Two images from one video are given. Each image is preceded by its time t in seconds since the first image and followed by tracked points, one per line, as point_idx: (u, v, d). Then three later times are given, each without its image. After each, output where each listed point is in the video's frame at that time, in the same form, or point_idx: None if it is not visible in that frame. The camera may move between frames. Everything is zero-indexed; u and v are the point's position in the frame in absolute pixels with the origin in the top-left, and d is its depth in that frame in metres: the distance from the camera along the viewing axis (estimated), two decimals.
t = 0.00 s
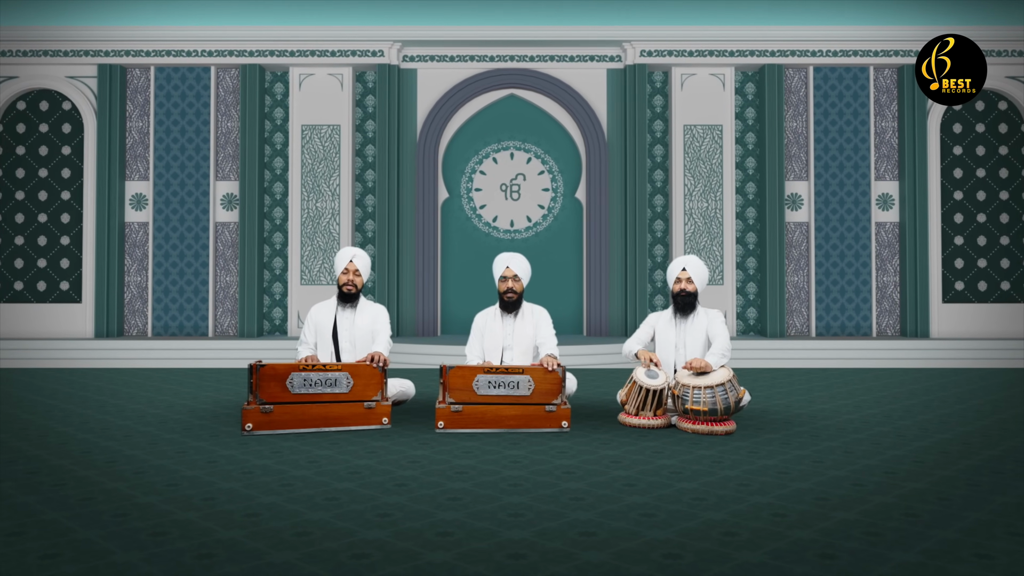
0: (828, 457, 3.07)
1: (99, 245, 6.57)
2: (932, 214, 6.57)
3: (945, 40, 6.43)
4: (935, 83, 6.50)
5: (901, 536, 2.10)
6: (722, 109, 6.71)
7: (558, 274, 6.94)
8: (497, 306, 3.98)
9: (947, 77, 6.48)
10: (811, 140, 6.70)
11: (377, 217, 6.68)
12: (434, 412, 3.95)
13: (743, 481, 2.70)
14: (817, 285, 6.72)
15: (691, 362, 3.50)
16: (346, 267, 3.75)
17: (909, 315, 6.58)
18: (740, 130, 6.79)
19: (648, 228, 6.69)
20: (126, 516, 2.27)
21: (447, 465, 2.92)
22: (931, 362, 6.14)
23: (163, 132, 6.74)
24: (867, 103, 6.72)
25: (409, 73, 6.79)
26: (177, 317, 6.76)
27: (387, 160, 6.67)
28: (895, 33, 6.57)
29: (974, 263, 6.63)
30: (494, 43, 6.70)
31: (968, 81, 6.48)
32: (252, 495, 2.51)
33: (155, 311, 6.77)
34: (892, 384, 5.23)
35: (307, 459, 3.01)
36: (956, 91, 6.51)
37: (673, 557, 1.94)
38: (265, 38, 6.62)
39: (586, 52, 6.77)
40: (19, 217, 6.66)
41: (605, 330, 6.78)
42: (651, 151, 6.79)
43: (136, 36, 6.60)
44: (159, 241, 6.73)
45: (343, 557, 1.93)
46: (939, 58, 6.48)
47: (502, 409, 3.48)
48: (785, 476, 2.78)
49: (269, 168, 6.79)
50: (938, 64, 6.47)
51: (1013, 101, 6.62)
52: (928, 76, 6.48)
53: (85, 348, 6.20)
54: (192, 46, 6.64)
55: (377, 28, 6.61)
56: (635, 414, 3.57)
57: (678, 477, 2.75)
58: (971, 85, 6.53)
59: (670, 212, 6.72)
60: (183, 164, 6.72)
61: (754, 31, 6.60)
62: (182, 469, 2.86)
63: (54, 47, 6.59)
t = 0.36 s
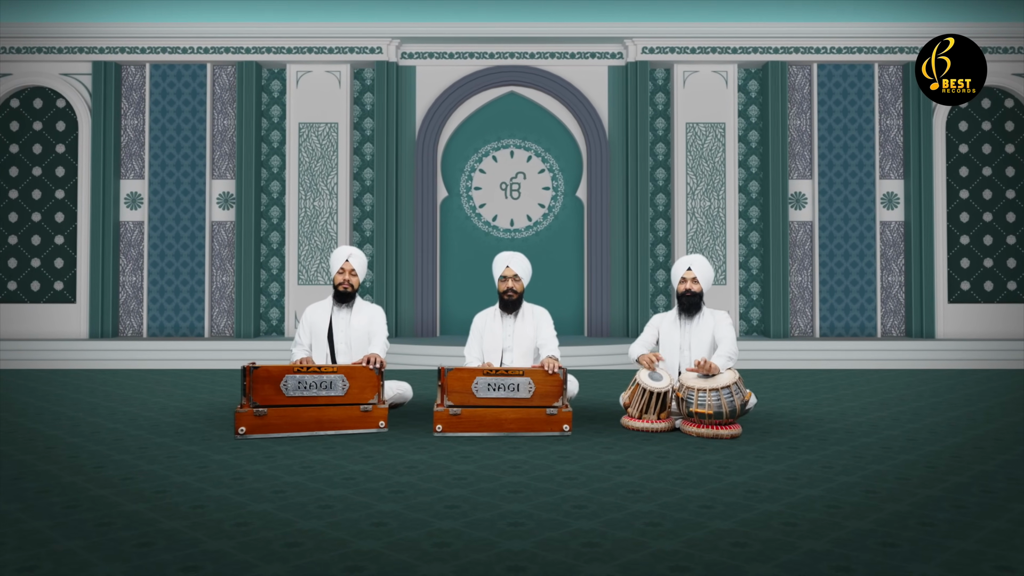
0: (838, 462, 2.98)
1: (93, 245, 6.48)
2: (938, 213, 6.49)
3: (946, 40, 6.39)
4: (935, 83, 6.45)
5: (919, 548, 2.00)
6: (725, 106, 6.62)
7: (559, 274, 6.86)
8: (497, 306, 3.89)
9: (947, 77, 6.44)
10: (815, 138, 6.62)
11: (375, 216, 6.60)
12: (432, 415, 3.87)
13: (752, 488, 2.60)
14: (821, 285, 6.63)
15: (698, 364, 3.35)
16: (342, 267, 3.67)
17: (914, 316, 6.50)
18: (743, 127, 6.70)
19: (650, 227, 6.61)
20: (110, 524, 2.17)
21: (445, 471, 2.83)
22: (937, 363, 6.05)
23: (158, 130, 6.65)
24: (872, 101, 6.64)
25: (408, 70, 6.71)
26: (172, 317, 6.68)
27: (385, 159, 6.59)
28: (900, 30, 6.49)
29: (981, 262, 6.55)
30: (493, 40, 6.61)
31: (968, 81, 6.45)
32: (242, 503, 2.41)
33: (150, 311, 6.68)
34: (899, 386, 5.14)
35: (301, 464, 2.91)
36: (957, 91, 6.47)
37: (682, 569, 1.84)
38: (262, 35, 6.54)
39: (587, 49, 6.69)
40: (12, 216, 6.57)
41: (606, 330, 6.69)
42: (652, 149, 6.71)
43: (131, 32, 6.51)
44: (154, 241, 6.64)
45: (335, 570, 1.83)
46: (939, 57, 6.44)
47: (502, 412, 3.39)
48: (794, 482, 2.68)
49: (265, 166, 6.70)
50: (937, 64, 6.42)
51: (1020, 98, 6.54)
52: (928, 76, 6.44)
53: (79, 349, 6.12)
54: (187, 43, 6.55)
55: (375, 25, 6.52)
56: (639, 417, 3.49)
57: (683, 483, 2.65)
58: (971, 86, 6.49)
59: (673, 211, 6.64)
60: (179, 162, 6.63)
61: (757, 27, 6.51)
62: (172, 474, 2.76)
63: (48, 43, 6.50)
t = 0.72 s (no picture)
0: (847, 467, 2.89)
1: (88, 244, 6.40)
2: (943, 212, 6.40)
3: (945, 40, 6.34)
4: (935, 83, 6.39)
5: (937, 559, 1.91)
6: (728, 104, 6.54)
7: (560, 274, 6.77)
8: (496, 307, 3.80)
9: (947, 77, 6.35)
10: (819, 136, 6.53)
11: (373, 215, 6.51)
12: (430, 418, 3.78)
13: (761, 495, 2.51)
14: (825, 285, 6.55)
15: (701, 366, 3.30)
16: (337, 266, 3.58)
17: (919, 316, 6.41)
18: (746, 126, 6.62)
19: (651, 227, 6.53)
20: (94, 535, 2.08)
21: (443, 477, 2.74)
22: (943, 364, 5.97)
23: (154, 128, 6.56)
24: (877, 98, 6.55)
25: (407, 67, 6.62)
26: (168, 318, 6.59)
27: (384, 157, 6.50)
28: (905, 26, 6.40)
29: (987, 262, 6.46)
30: (493, 37, 6.52)
31: (968, 81, 6.35)
32: (232, 511, 2.32)
33: (146, 311, 6.60)
34: (906, 387, 5.05)
35: (294, 470, 2.83)
36: (956, 91, 6.35)
37: None
38: (259, 31, 6.45)
39: (588, 46, 6.60)
40: (5, 215, 6.48)
41: (608, 331, 6.61)
42: (654, 147, 6.63)
43: (126, 29, 6.43)
44: (149, 240, 6.56)
45: None
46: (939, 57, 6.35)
47: (501, 415, 3.31)
48: (804, 488, 2.59)
49: (262, 164, 6.62)
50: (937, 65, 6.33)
51: None
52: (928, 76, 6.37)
53: (73, 350, 6.05)
54: (183, 40, 6.47)
55: (373, 21, 6.43)
56: (642, 420, 3.40)
57: (689, 490, 2.56)
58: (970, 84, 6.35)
59: (675, 210, 6.56)
60: (175, 160, 6.55)
61: (760, 24, 6.42)
62: (161, 480, 2.68)
63: (42, 40, 6.42)
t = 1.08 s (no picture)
0: (861, 471, 2.77)
1: (82, 244, 6.31)
2: (949, 211, 6.31)
3: (945, 40, 6.26)
4: (935, 83, 6.31)
5: (963, 570, 1.79)
6: (731, 101, 6.45)
7: (560, 274, 6.68)
8: (496, 307, 3.72)
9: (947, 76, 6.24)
10: (823, 134, 6.45)
11: (372, 214, 6.43)
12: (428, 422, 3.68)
13: (772, 500, 2.39)
14: (829, 285, 6.46)
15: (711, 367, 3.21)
16: (333, 266, 3.50)
17: (925, 317, 6.33)
18: (750, 123, 6.53)
19: (653, 225, 6.44)
20: (72, 545, 1.95)
21: (440, 481, 2.63)
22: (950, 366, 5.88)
23: (149, 126, 6.48)
24: (882, 96, 6.47)
25: (405, 64, 6.54)
26: (163, 318, 6.51)
27: (382, 155, 6.42)
28: (910, 23, 6.30)
29: (993, 262, 6.38)
30: (492, 34, 6.44)
31: (968, 81, 6.28)
32: (218, 517, 2.21)
33: (141, 312, 6.51)
34: (913, 388, 4.96)
35: (286, 475, 2.72)
36: (957, 91, 6.28)
37: None
38: (255, 28, 6.36)
39: (589, 42, 6.52)
40: None
41: (609, 331, 6.52)
42: (656, 146, 6.55)
43: (120, 25, 6.34)
44: (144, 239, 6.47)
45: None
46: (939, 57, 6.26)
47: (501, 419, 3.22)
48: (815, 495, 2.43)
49: (259, 163, 6.53)
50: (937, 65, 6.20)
51: None
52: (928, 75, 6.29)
53: (67, 350, 5.96)
54: (179, 37, 6.38)
55: (371, 18, 6.35)
56: (645, 423, 3.31)
57: (696, 497, 2.41)
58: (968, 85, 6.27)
59: (677, 209, 6.47)
60: (170, 159, 6.47)
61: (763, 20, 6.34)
62: (148, 486, 2.55)
63: (36, 37, 6.34)
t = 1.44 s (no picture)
0: (872, 476, 2.68)
1: (76, 243, 6.23)
2: (955, 210, 6.22)
3: (945, 40, 6.18)
4: (935, 83, 6.26)
5: None
6: (734, 99, 6.36)
7: (561, 274, 6.60)
8: (495, 308, 3.64)
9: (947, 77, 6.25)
10: (827, 131, 6.36)
11: (370, 213, 6.35)
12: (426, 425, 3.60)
13: (782, 508, 2.30)
14: (833, 285, 6.38)
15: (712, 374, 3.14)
16: (327, 265, 3.41)
17: (930, 317, 6.24)
18: (753, 121, 6.45)
19: (655, 225, 6.36)
20: (56, 557, 1.86)
21: (437, 488, 2.54)
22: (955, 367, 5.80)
23: (144, 123, 6.39)
24: (887, 93, 6.38)
25: (404, 61, 6.46)
26: (159, 319, 6.43)
27: (380, 154, 6.34)
28: (915, 19, 6.21)
29: (1000, 262, 6.29)
30: (492, 30, 6.36)
31: (968, 81, 6.20)
32: (206, 526, 2.12)
33: (136, 312, 6.43)
34: (920, 389, 4.87)
35: (278, 481, 2.63)
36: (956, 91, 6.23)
37: None
38: (252, 24, 6.28)
39: (590, 39, 6.44)
40: None
41: (610, 332, 6.44)
42: (658, 144, 6.47)
43: (115, 22, 6.26)
44: (140, 239, 6.39)
45: None
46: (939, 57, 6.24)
47: (500, 423, 3.13)
48: (825, 503, 2.34)
49: (256, 161, 6.46)
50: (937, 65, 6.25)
51: None
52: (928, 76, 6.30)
53: (61, 352, 5.88)
54: (175, 33, 6.30)
55: (369, 14, 6.26)
56: (649, 427, 3.23)
57: (702, 505, 2.32)
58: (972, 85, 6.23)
59: (679, 208, 6.39)
60: (165, 157, 6.38)
61: (767, 16, 6.25)
62: (138, 493, 2.45)
63: (30, 34, 6.26)
